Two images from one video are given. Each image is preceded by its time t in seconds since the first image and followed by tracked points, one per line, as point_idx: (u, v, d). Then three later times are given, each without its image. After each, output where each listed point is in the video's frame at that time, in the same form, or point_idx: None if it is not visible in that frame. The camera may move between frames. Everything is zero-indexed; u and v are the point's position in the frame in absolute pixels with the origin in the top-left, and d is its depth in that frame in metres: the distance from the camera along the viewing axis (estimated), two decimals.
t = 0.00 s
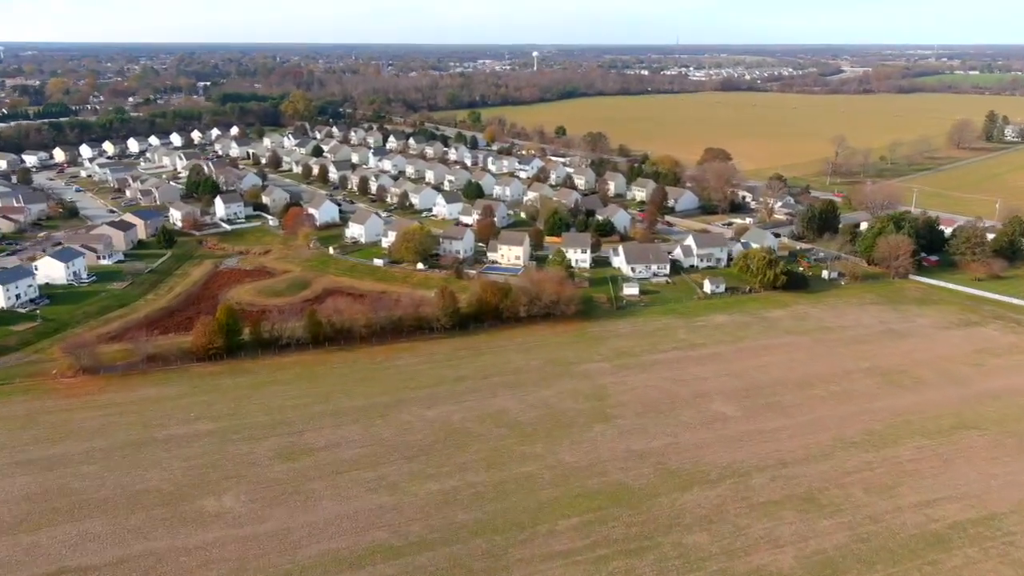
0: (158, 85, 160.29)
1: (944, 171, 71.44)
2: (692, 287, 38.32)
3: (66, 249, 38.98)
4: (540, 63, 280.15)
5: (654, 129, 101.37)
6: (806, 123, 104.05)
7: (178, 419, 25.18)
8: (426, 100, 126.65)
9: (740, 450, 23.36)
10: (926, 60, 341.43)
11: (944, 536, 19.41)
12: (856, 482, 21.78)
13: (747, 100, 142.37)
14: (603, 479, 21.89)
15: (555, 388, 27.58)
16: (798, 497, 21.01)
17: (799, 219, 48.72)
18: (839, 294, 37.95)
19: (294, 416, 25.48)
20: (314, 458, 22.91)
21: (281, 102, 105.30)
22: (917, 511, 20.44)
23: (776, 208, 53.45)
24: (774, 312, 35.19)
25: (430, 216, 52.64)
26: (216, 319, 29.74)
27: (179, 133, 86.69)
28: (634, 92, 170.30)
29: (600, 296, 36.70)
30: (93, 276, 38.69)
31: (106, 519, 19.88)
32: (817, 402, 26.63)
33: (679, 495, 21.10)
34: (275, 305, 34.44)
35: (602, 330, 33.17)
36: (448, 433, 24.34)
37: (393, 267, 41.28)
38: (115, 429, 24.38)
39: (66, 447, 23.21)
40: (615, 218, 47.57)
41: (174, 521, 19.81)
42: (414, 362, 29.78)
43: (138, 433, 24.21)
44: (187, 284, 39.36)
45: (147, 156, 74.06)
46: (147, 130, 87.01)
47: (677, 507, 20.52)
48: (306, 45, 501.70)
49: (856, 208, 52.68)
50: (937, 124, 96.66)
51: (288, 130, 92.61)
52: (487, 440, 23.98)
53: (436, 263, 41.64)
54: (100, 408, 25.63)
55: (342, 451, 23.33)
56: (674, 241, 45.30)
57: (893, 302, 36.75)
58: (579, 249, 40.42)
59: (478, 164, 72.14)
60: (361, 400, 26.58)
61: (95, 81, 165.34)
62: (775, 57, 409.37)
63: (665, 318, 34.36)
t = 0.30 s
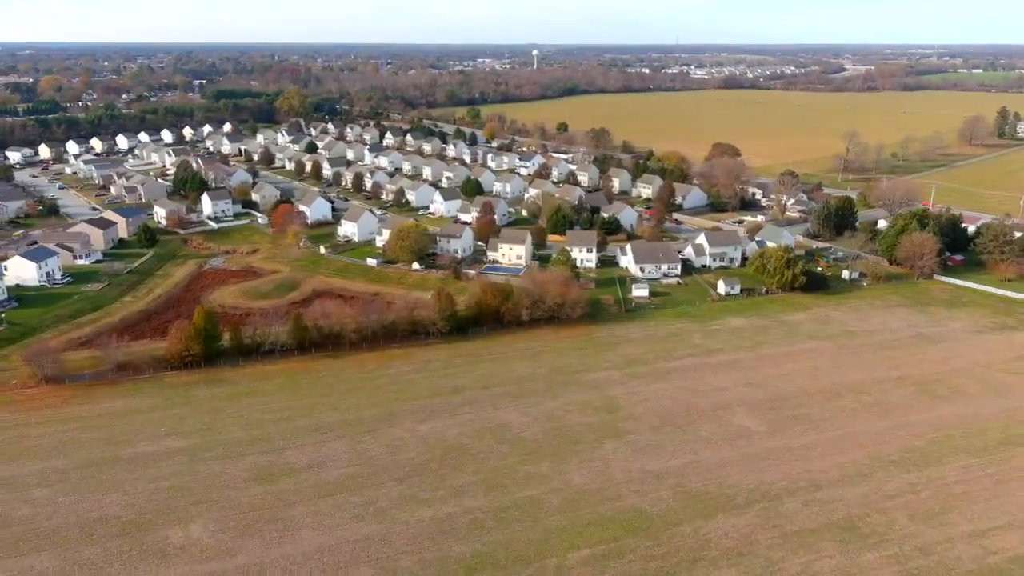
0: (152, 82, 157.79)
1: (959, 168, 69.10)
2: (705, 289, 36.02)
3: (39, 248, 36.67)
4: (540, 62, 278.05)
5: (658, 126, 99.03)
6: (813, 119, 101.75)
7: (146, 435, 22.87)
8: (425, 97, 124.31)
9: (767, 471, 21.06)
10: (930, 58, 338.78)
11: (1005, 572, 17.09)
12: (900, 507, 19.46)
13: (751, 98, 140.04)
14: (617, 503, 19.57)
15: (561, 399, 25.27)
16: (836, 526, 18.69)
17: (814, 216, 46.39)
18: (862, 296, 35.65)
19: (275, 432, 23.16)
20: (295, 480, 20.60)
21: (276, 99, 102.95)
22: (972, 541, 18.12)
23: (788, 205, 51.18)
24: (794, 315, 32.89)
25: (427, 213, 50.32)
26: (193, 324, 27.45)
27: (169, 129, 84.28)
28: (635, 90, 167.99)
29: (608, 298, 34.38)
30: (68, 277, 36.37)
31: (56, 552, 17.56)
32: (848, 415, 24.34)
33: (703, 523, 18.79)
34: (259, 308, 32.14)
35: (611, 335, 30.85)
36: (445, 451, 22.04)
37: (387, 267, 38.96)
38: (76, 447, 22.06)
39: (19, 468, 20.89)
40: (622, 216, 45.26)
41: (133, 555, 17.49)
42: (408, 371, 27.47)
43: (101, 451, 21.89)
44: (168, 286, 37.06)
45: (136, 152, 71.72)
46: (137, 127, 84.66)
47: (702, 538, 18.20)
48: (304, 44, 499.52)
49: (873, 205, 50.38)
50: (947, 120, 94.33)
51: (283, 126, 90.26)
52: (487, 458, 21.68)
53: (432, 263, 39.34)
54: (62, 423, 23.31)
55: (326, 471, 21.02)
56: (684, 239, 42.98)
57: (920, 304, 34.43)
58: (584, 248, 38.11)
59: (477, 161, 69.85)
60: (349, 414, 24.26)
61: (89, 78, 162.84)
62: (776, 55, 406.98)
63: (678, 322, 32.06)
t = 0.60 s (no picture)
0: (147, 80, 155.70)
1: (973, 165, 67.04)
2: (717, 290, 34.05)
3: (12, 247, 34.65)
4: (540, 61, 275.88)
5: (661, 124, 97.10)
6: (819, 117, 99.74)
7: (113, 451, 20.86)
8: (423, 94, 122.34)
9: (796, 493, 19.06)
10: (933, 56, 336.73)
11: None
12: (948, 535, 17.46)
13: (754, 95, 137.93)
14: (632, 530, 17.56)
15: (567, 411, 23.25)
16: (878, 557, 16.69)
17: (828, 214, 44.38)
18: (884, 297, 33.68)
19: (254, 448, 21.16)
20: (274, 503, 18.59)
21: (271, 95, 100.96)
22: None
23: (800, 203, 49.23)
24: (813, 319, 30.93)
25: (424, 211, 48.35)
26: (169, 329, 25.45)
27: (161, 126, 82.24)
28: (636, 87, 166.00)
29: (615, 300, 32.38)
30: (43, 278, 34.37)
31: None
32: (880, 428, 22.34)
33: (728, 553, 16.80)
34: (244, 311, 30.16)
35: (619, 339, 28.84)
36: (440, 470, 20.03)
37: (381, 268, 36.93)
38: (34, 465, 20.06)
39: None
40: (628, 214, 43.25)
41: None
42: (401, 379, 25.49)
43: (62, 470, 19.88)
44: (150, 287, 35.09)
45: (126, 149, 69.71)
46: (129, 123, 82.66)
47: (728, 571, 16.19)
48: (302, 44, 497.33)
49: (888, 203, 48.39)
50: (957, 117, 92.32)
51: (278, 123, 88.31)
52: (488, 478, 19.67)
53: (428, 262, 37.34)
54: (21, 438, 21.30)
55: (309, 493, 19.02)
56: (693, 238, 40.97)
57: (947, 307, 32.41)
58: (589, 247, 36.09)
59: (477, 158, 67.89)
60: (336, 427, 22.25)
61: (84, 76, 160.90)
62: (777, 55, 405.05)
63: (690, 326, 30.09)
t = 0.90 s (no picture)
0: (141, 78, 153.35)
1: (990, 161, 64.63)
2: (734, 292, 31.69)
3: None
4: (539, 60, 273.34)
5: (665, 121, 94.74)
6: (826, 113, 97.28)
7: (65, 476, 18.50)
8: (422, 91, 119.94)
9: (840, 524, 16.71)
10: (937, 54, 334.08)
11: None
12: None
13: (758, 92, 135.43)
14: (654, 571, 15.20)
15: (576, 428, 20.89)
16: None
17: (847, 211, 42.00)
18: (913, 299, 31.29)
19: (225, 471, 18.81)
20: (243, 538, 16.23)
21: (266, 92, 98.61)
22: None
23: (815, 200, 46.93)
24: (839, 323, 28.56)
25: (421, 208, 45.99)
26: (136, 335, 23.08)
27: (150, 122, 79.88)
28: (638, 85, 163.58)
29: (625, 303, 30.02)
30: (10, 279, 32.06)
31: None
32: (926, 447, 19.98)
33: None
34: (223, 316, 27.81)
35: (631, 346, 26.46)
36: (433, 498, 17.66)
37: (374, 268, 34.56)
38: None
39: None
40: (636, 211, 40.86)
41: None
42: (392, 390, 23.13)
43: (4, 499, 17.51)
44: (126, 289, 32.75)
45: (112, 146, 67.39)
46: (118, 119, 80.28)
47: None
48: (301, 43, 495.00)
49: (909, 200, 46.01)
50: (969, 113, 89.87)
51: (271, 119, 85.94)
52: (487, 507, 17.29)
53: (424, 262, 34.98)
54: None
55: (283, 525, 16.64)
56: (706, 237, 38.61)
57: (982, 310, 30.02)
58: (596, 246, 33.73)
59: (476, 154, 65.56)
60: (318, 447, 19.90)
61: (78, 74, 158.56)
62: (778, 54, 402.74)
63: (706, 331, 27.73)
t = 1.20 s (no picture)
0: (136, 74, 151.29)
1: (1006, 157, 62.58)
2: (751, 293, 29.68)
3: None
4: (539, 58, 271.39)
5: (668, 118, 92.80)
6: (833, 110, 95.23)
7: (14, 501, 16.50)
8: (420, 88, 117.95)
9: (888, 558, 14.71)
10: (939, 52, 332.08)
11: None
12: None
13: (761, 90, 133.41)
14: None
15: (585, 445, 18.90)
16: None
17: (865, 208, 40.17)
18: (942, 300, 29.27)
19: (193, 496, 16.81)
20: None
21: (261, 88, 96.66)
22: None
23: (829, 197, 45.00)
24: (866, 328, 26.55)
25: (417, 205, 44.02)
26: (102, 341, 21.11)
27: (141, 118, 77.85)
28: (640, 83, 161.54)
29: (634, 305, 28.04)
30: None
31: None
32: (975, 467, 17.98)
33: None
34: (202, 321, 25.83)
35: (643, 352, 24.47)
36: (426, 527, 15.65)
37: (367, 268, 32.56)
38: None
39: None
40: (643, 207, 38.85)
41: None
42: (382, 402, 21.12)
43: None
44: (102, 290, 30.77)
45: (100, 142, 65.40)
46: (108, 115, 78.29)
47: None
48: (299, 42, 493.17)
49: (928, 197, 44.02)
50: (980, 109, 87.81)
51: (266, 116, 83.96)
52: (487, 539, 15.26)
53: (419, 262, 32.97)
54: None
55: (255, 561, 14.64)
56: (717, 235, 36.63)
57: (1018, 312, 27.97)
58: (603, 244, 31.73)
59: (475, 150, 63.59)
60: (299, 467, 17.90)
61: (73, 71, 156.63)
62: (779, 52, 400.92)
63: (723, 337, 25.73)
